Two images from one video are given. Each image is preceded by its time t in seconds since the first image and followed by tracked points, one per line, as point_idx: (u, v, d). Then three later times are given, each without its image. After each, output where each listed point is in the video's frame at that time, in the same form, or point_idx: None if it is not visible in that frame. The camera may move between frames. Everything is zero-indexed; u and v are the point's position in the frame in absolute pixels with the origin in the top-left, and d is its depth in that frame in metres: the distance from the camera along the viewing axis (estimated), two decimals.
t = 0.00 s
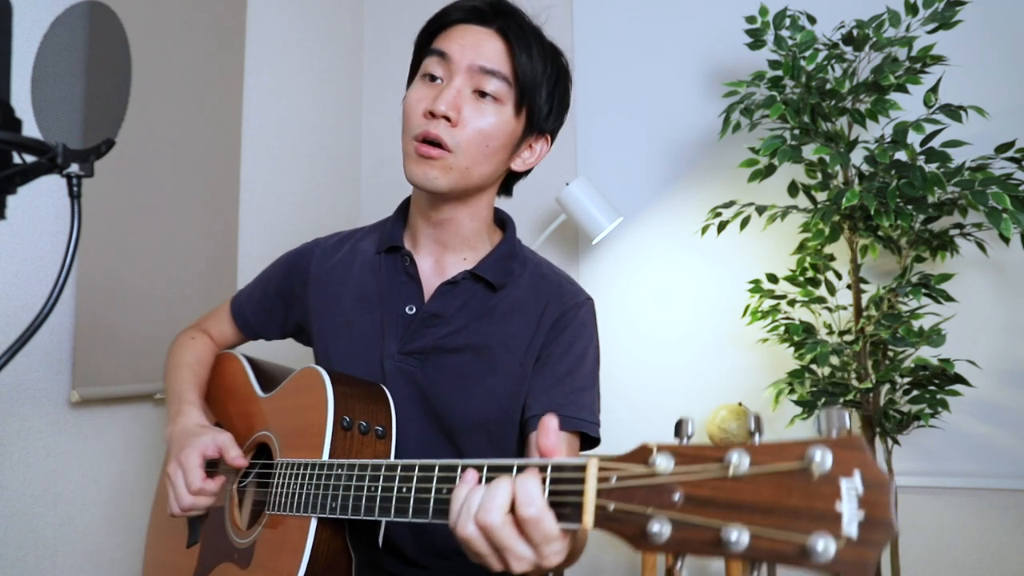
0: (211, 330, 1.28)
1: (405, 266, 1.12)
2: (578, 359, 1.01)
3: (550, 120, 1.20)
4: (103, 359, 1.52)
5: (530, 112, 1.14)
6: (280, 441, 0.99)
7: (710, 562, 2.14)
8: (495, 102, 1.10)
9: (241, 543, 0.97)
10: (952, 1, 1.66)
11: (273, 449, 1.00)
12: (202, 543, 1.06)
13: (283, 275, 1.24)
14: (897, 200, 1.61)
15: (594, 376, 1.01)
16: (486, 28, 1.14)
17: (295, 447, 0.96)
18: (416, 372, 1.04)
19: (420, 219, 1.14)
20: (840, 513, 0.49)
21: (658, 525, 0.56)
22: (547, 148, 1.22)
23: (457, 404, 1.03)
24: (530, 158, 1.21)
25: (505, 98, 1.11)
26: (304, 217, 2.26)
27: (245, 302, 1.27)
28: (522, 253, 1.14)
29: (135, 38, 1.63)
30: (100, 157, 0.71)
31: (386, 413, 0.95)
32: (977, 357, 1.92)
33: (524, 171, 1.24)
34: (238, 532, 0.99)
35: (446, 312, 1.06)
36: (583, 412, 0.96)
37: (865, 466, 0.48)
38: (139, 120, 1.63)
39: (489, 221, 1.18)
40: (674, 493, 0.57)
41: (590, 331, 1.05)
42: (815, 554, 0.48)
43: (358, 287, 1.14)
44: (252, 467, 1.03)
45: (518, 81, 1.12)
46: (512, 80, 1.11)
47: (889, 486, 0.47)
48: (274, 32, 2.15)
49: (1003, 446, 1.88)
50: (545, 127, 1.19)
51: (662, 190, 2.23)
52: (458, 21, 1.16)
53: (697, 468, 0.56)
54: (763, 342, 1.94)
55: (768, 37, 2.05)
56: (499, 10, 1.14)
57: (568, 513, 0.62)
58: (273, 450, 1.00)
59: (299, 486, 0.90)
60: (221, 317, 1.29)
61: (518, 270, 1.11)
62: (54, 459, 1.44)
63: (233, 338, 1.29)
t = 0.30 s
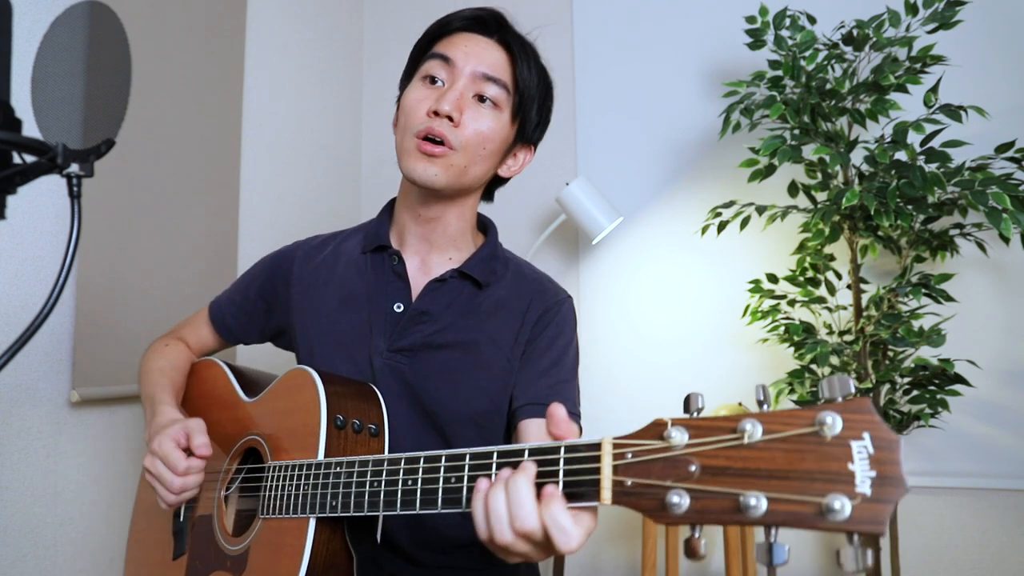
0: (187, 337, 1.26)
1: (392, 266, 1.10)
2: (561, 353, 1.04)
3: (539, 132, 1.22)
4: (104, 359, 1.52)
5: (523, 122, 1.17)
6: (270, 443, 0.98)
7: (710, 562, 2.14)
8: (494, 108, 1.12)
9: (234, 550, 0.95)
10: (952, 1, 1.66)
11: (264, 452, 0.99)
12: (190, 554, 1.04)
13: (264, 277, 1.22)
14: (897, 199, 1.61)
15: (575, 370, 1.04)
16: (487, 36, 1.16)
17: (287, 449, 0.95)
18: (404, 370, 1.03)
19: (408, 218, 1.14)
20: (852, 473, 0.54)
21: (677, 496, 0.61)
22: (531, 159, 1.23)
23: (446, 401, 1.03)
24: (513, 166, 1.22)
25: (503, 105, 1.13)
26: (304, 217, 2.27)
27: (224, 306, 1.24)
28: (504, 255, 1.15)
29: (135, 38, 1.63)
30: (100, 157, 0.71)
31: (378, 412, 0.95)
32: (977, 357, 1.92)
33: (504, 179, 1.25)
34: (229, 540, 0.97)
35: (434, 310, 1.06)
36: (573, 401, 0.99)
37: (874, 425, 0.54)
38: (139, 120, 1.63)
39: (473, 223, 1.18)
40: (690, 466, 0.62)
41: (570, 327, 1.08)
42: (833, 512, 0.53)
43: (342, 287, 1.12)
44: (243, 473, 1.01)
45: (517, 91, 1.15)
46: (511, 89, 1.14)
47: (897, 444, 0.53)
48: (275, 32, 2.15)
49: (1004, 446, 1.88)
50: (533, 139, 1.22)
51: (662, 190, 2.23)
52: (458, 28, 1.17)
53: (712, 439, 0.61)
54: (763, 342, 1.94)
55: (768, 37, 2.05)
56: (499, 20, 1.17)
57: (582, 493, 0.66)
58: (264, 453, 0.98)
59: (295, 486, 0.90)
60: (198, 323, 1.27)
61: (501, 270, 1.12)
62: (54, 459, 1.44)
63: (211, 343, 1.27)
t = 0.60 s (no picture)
0: (177, 343, 1.24)
1: (386, 267, 1.10)
2: (554, 344, 1.05)
3: (525, 132, 1.23)
4: (103, 358, 1.52)
5: (510, 124, 1.17)
6: (271, 443, 0.98)
7: (710, 562, 2.14)
8: (483, 111, 1.13)
9: (236, 552, 0.94)
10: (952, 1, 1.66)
11: (264, 452, 0.98)
12: (187, 560, 1.02)
13: (257, 281, 1.22)
14: (898, 200, 1.61)
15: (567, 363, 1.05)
16: (472, 42, 1.17)
17: (288, 447, 0.95)
18: (401, 369, 1.03)
19: (401, 221, 1.14)
20: (855, 415, 0.55)
21: (693, 449, 0.61)
22: (519, 158, 1.25)
23: (443, 398, 1.02)
24: (502, 166, 1.23)
25: (492, 108, 1.14)
26: (304, 215, 2.27)
27: (215, 311, 1.23)
28: (495, 255, 1.16)
29: (135, 38, 1.63)
30: (100, 156, 0.71)
31: (379, 407, 0.95)
32: (977, 357, 1.92)
33: (493, 179, 1.26)
34: (229, 542, 0.97)
35: (430, 309, 1.06)
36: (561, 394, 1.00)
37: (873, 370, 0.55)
38: (139, 120, 1.63)
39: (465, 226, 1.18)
40: (704, 420, 0.62)
41: (561, 322, 1.10)
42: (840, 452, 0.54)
43: (336, 288, 1.12)
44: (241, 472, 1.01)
45: (504, 93, 1.16)
46: (498, 91, 1.15)
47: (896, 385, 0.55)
48: (275, 31, 2.15)
49: (1004, 446, 1.88)
50: (520, 139, 1.23)
51: (662, 190, 2.23)
52: (444, 34, 1.18)
53: (723, 394, 0.61)
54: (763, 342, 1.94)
55: (768, 37, 2.06)
56: (483, 25, 1.18)
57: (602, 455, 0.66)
58: (264, 453, 0.98)
59: (302, 480, 0.89)
60: (188, 329, 1.26)
61: (493, 268, 1.12)
62: (54, 458, 1.44)
63: (202, 348, 1.26)
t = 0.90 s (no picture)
0: (166, 348, 1.24)
1: (380, 268, 1.10)
2: (550, 343, 1.05)
3: (510, 129, 1.23)
4: (103, 358, 1.52)
5: (495, 122, 1.17)
6: (271, 445, 0.98)
7: (710, 562, 2.14)
8: (466, 112, 1.13)
9: (238, 556, 0.94)
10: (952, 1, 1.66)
11: (264, 453, 0.98)
12: (185, 564, 1.02)
13: (248, 285, 1.21)
14: (897, 199, 1.61)
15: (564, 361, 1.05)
16: (451, 45, 1.17)
17: (289, 448, 0.95)
18: (399, 369, 1.03)
19: (391, 224, 1.13)
20: (865, 410, 0.55)
21: (708, 445, 0.61)
22: (505, 155, 1.25)
23: (441, 397, 1.02)
24: (490, 163, 1.24)
25: (475, 109, 1.14)
26: (305, 215, 2.26)
27: (206, 315, 1.23)
28: (487, 254, 1.16)
29: (135, 38, 1.63)
30: (100, 157, 0.71)
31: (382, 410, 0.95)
32: (977, 357, 1.92)
33: (482, 177, 1.26)
34: (230, 546, 0.97)
35: (426, 309, 1.06)
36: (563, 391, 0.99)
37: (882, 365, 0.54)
38: (139, 119, 1.63)
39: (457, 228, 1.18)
40: (718, 417, 0.61)
41: (556, 321, 1.09)
42: (849, 448, 0.54)
43: (330, 290, 1.12)
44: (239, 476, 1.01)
45: (485, 93, 1.16)
46: (480, 92, 1.15)
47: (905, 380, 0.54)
48: (275, 31, 2.15)
49: (1004, 446, 1.88)
50: (506, 136, 1.23)
51: (661, 190, 2.23)
52: (423, 39, 1.18)
53: (736, 391, 0.60)
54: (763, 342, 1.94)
55: (768, 37, 2.06)
56: (461, 27, 1.17)
57: (618, 451, 0.66)
58: (265, 455, 0.98)
59: (306, 482, 0.89)
60: (178, 334, 1.25)
61: (486, 267, 1.12)
62: (54, 458, 1.44)
63: (192, 354, 1.26)
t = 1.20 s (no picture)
0: (160, 356, 1.24)
1: (365, 270, 1.10)
2: (543, 337, 1.05)
3: (490, 121, 1.23)
4: (103, 358, 1.52)
5: (473, 113, 1.17)
6: (265, 448, 0.98)
7: (710, 562, 2.14)
8: (442, 104, 1.13)
9: (234, 558, 0.94)
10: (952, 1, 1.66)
11: (259, 456, 0.98)
12: (184, 570, 1.02)
13: (236, 292, 1.22)
14: (897, 200, 1.61)
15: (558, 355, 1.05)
16: (424, 37, 1.17)
17: (282, 450, 0.95)
18: (389, 371, 1.03)
19: (374, 225, 1.13)
20: (845, 388, 0.55)
21: (693, 428, 0.61)
22: (487, 147, 1.25)
23: (433, 396, 1.02)
24: (472, 156, 1.24)
25: (451, 101, 1.14)
26: (304, 215, 2.26)
27: (196, 323, 1.23)
28: (474, 248, 1.15)
29: (135, 38, 1.63)
30: (100, 157, 0.71)
31: (375, 410, 0.95)
32: (977, 357, 1.92)
33: (466, 171, 1.26)
34: (226, 550, 0.97)
35: (413, 309, 1.06)
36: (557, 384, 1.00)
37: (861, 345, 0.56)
38: (139, 119, 1.63)
39: (443, 225, 1.18)
40: (703, 400, 0.61)
41: (548, 313, 1.09)
42: (832, 424, 0.54)
43: (318, 294, 1.12)
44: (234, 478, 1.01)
45: (461, 85, 1.15)
46: (456, 84, 1.15)
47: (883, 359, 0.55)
48: (274, 30, 2.15)
49: (1004, 446, 1.88)
50: (486, 127, 1.22)
51: (662, 190, 2.23)
52: (396, 33, 1.18)
53: (720, 373, 0.61)
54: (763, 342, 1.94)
55: (768, 37, 2.06)
56: (433, 20, 1.17)
57: (605, 439, 0.65)
58: (259, 458, 0.98)
59: (300, 482, 0.89)
60: (172, 342, 1.26)
61: (473, 263, 1.12)
62: (54, 458, 1.44)
63: (185, 363, 1.26)
